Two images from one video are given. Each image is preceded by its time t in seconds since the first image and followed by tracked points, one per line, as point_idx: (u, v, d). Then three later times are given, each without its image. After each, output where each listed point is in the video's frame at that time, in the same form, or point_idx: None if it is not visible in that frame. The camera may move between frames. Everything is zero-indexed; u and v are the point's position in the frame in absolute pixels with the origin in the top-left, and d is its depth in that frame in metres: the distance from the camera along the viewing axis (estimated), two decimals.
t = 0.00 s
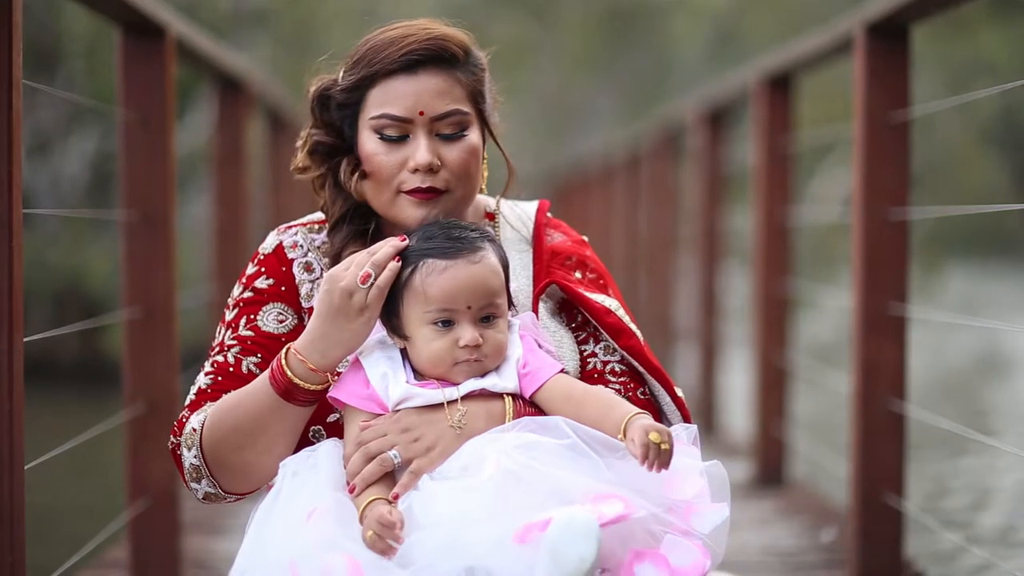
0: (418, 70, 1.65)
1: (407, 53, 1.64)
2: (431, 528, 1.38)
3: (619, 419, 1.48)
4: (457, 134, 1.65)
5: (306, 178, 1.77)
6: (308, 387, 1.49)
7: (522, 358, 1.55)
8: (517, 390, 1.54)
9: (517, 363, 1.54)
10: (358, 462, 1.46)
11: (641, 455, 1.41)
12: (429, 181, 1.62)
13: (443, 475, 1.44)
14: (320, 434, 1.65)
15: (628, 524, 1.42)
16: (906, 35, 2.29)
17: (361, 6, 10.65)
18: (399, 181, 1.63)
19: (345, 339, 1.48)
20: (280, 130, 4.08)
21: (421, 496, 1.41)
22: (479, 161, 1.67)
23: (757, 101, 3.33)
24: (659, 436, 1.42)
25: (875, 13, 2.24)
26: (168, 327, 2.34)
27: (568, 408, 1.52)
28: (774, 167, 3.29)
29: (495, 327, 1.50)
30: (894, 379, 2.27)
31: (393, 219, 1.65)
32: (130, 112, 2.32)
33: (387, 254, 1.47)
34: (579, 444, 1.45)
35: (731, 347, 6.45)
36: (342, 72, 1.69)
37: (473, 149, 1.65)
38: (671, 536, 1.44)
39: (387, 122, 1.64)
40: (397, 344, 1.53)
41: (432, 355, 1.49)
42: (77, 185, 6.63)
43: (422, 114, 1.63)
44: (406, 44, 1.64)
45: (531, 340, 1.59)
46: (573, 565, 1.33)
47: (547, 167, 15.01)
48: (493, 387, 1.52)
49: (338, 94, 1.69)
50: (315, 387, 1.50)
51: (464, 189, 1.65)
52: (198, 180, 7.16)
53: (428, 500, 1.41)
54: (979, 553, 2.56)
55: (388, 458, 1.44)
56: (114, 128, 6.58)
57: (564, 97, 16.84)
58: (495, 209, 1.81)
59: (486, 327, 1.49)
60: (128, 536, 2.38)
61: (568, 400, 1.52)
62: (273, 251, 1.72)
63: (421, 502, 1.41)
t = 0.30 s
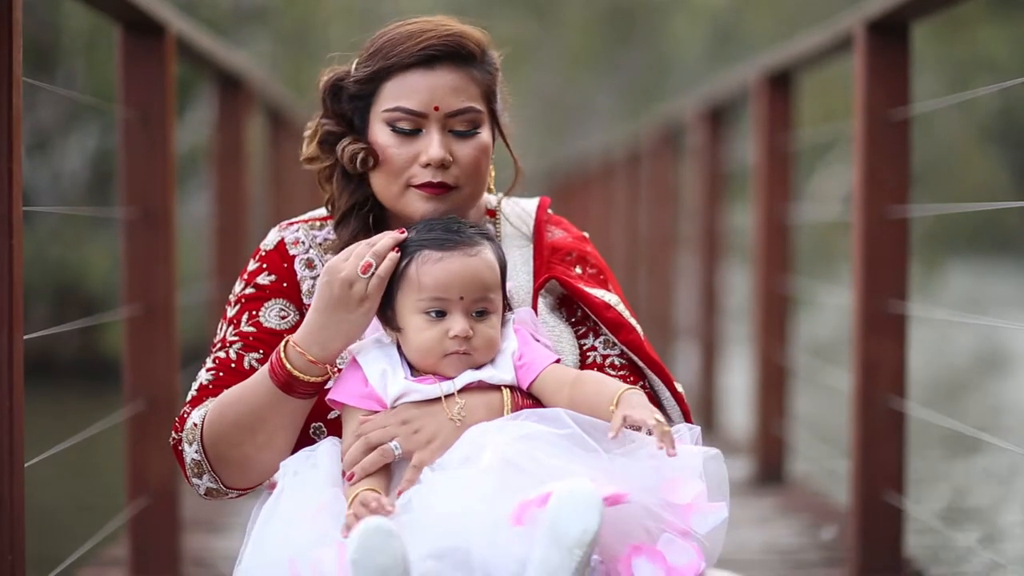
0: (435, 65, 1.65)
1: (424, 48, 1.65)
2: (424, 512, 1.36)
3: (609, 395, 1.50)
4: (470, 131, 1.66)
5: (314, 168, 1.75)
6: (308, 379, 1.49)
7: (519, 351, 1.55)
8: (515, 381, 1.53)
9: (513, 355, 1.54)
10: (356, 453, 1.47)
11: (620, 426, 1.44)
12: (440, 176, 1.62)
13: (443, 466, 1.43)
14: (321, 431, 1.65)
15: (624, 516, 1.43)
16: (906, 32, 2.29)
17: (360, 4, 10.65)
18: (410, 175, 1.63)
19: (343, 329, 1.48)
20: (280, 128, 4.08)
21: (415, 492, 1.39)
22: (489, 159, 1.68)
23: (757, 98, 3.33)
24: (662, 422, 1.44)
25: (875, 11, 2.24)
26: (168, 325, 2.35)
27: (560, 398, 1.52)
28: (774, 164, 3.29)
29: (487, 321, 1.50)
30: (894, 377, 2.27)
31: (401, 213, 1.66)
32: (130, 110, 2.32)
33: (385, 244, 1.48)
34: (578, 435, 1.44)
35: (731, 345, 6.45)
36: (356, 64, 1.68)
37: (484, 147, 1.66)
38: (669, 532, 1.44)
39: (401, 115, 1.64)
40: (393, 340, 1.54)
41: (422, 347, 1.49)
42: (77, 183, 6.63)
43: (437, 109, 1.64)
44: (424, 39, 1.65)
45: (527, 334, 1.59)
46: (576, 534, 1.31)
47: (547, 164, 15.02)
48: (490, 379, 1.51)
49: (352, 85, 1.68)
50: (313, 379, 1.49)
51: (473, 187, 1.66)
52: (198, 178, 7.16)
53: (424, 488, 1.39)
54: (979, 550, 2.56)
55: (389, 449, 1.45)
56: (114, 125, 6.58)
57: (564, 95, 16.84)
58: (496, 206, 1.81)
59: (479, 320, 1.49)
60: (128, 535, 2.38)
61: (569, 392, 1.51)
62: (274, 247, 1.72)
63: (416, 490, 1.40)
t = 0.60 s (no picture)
0: (448, 63, 1.67)
1: (438, 45, 1.66)
2: (408, 509, 1.36)
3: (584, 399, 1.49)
4: (480, 130, 1.67)
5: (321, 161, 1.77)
6: (304, 374, 1.49)
7: (514, 352, 1.54)
8: (512, 383, 1.53)
9: (509, 356, 1.54)
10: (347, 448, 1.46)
11: (576, 429, 1.39)
12: (449, 173, 1.63)
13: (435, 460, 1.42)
14: (320, 429, 1.64)
15: (608, 513, 1.41)
16: (907, 32, 2.29)
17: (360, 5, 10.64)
18: (418, 171, 1.64)
19: (339, 324, 1.48)
20: (280, 128, 4.08)
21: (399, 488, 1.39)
22: (498, 159, 1.69)
23: (757, 98, 3.33)
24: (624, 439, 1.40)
25: (875, 10, 2.24)
26: (168, 326, 2.35)
27: (545, 401, 1.51)
28: (774, 164, 3.29)
29: (482, 325, 1.49)
30: (894, 377, 2.27)
31: (408, 210, 1.66)
32: (130, 110, 2.32)
33: (384, 240, 1.48)
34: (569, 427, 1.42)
35: (731, 344, 6.46)
36: (368, 59, 1.70)
37: (493, 146, 1.67)
38: (656, 533, 1.42)
39: (412, 111, 1.65)
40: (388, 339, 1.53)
41: (415, 346, 1.48)
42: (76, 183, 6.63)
43: (448, 106, 1.65)
44: (438, 36, 1.66)
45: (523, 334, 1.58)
46: (540, 502, 1.27)
47: (547, 164, 15.02)
48: (486, 380, 1.51)
49: (363, 80, 1.70)
50: (309, 373, 1.49)
51: (481, 186, 1.67)
52: (198, 178, 7.16)
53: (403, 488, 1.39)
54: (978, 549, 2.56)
55: (384, 445, 1.46)
56: (114, 125, 6.58)
57: (564, 95, 16.85)
58: (497, 206, 1.81)
59: (473, 323, 1.49)
60: (128, 535, 2.38)
61: (554, 393, 1.51)
62: (276, 245, 1.72)
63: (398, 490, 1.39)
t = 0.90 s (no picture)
0: (455, 63, 1.67)
1: (447, 45, 1.67)
2: (396, 501, 1.35)
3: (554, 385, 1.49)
4: (485, 131, 1.67)
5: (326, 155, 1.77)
6: (300, 372, 1.49)
7: (506, 352, 1.53)
8: (504, 386, 1.52)
9: (501, 358, 1.53)
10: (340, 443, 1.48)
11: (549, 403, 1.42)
12: (452, 174, 1.64)
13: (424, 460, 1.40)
14: (317, 428, 1.64)
15: (587, 519, 1.42)
16: (906, 31, 2.29)
17: (359, 5, 10.63)
18: (422, 171, 1.64)
19: (334, 324, 1.48)
20: (280, 127, 4.07)
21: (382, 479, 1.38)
22: (501, 161, 1.69)
23: (756, 97, 3.33)
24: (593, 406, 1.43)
25: (875, 10, 2.24)
26: (168, 326, 2.35)
27: (526, 396, 1.50)
28: (773, 163, 3.29)
29: (474, 330, 1.49)
30: (894, 377, 2.27)
31: (410, 208, 1.67)
32: (129, 109, 2.32)
33: (379, 240, 1.47)
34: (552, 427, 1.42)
35: (730, 344, 6.46)
36: (376, 56, 1.70)
37: (498, 148, 1.68)
38: (632, 543, 1.42)
39: (418, 110, 1.66)
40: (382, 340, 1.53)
41: (405, 351, 1.48)
42: (75, 183, 6.63)
43: (454, 107, 1.66)
44: (446, 36, 1.67)
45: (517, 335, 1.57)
46: (508, 492, 1.29)
47: (547, 164, 15.03)
48: (480, 384, 1.50)
49: (370, 77, 1.70)
50: (306, 372, 1.50)
51: (484, 188, 1.67)
52: (197, 178, 7.16)
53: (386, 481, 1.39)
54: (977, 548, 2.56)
55: (378, 446, 1.46)
56: (114, 125, 6.58)
57: (563, 94, 16.85)
58: (498, 206, 1.81)
59: (463, 328, 1.48)
60: (127, 535, 2.38)
61: (536, 383, 1.50)
62: (276, 242, 1.72)
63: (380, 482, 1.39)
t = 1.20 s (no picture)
0: (459, 64, 1.67)
1: (451, 47, 1.67)
2: (384, 499, 1.37)
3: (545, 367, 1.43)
4: (487, 134, 1.68)
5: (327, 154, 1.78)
6: (297, 376, 1.50)
7: (497, 351, 1.53)
8: (498, 387, 1.52)
9: (493, 357, 1.53)
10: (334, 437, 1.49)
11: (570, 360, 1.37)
12: (453, 176, 1.64)
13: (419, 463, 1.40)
14: (315, 430, 1.64)
15: (586, 522, 1.41)
16: (905, 33, 2.29)
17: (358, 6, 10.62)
18: (422, 172, 1.65)
19: (329, 328, 1.48)
20: (278, 129, 4.07)
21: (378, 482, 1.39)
22: (502, 164, 1.70)
23: (755, 99, 3.33)
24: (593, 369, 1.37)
25: (874, 12, 2.24)
26: (166, 328, 2.35)
27: (518, 384, 1.47)
28: (772, 165, 3.29)
29: (464, 333, 1.49)
30: (893, 379, 2.27)
31: (410, 209, 1.67)
32: (128, 111, 2.32)
33: (369, 245, 1.47)
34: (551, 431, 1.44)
35: (729, 346, 6.46)
36: (379, 57, 1.71)
37: (499, 151, 1.68)
38: (633, 545, 1.41)
39: (420, 111, 1.66)
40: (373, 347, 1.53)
41: (395, 357, 1.48)
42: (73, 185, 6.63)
43: (457, 108, 1.66)
44: (451, 38, 1.67)
45: (509, 334, 1.55)
46: (509, 501, 1.27)
47: (546, 165, 15.03)
48: (474, 387, 1.51)
49: (374, 77, 1.71)
50: (301, 376, 1.50)
51: (485, 190, 1.67)
52: (196, 179, 7.16)
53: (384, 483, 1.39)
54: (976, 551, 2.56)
55: (372, 446, 1.47)
56: (112, 126, 6.58)
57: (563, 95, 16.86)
58: (497, 209, 1.82)
59: (453, 332, 1.48)
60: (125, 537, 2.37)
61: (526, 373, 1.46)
62: (275, 244, 1.72)
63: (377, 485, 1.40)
